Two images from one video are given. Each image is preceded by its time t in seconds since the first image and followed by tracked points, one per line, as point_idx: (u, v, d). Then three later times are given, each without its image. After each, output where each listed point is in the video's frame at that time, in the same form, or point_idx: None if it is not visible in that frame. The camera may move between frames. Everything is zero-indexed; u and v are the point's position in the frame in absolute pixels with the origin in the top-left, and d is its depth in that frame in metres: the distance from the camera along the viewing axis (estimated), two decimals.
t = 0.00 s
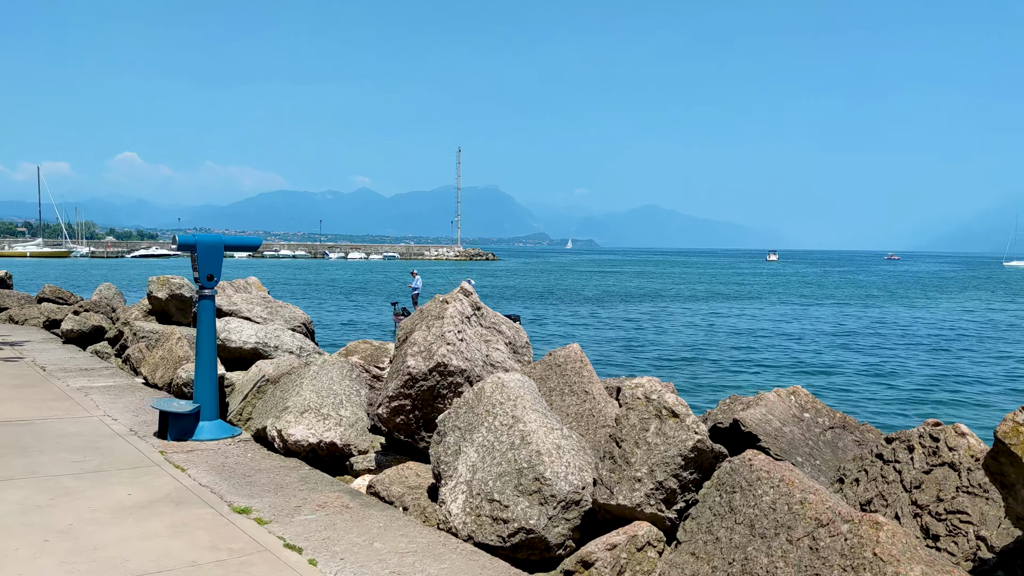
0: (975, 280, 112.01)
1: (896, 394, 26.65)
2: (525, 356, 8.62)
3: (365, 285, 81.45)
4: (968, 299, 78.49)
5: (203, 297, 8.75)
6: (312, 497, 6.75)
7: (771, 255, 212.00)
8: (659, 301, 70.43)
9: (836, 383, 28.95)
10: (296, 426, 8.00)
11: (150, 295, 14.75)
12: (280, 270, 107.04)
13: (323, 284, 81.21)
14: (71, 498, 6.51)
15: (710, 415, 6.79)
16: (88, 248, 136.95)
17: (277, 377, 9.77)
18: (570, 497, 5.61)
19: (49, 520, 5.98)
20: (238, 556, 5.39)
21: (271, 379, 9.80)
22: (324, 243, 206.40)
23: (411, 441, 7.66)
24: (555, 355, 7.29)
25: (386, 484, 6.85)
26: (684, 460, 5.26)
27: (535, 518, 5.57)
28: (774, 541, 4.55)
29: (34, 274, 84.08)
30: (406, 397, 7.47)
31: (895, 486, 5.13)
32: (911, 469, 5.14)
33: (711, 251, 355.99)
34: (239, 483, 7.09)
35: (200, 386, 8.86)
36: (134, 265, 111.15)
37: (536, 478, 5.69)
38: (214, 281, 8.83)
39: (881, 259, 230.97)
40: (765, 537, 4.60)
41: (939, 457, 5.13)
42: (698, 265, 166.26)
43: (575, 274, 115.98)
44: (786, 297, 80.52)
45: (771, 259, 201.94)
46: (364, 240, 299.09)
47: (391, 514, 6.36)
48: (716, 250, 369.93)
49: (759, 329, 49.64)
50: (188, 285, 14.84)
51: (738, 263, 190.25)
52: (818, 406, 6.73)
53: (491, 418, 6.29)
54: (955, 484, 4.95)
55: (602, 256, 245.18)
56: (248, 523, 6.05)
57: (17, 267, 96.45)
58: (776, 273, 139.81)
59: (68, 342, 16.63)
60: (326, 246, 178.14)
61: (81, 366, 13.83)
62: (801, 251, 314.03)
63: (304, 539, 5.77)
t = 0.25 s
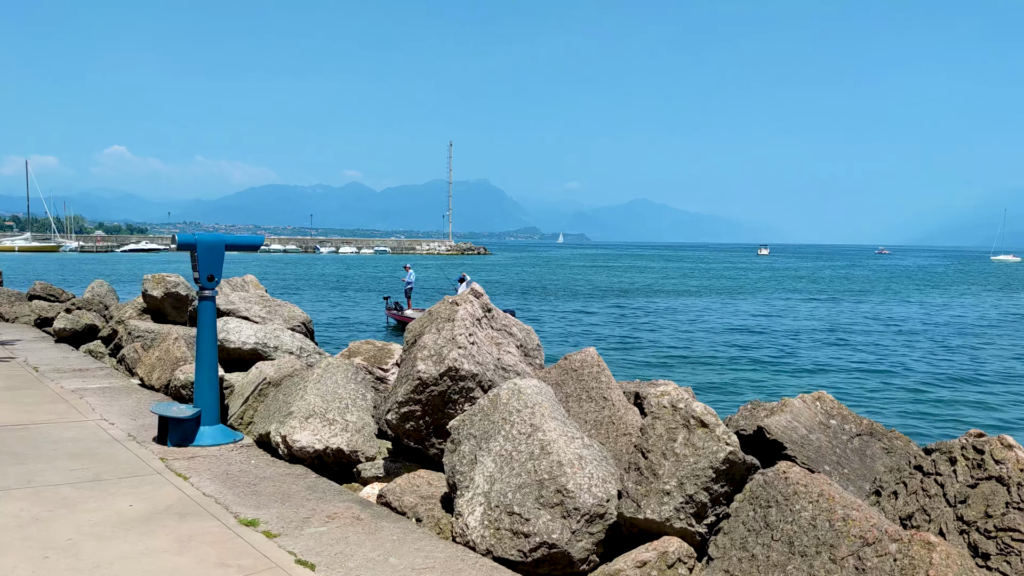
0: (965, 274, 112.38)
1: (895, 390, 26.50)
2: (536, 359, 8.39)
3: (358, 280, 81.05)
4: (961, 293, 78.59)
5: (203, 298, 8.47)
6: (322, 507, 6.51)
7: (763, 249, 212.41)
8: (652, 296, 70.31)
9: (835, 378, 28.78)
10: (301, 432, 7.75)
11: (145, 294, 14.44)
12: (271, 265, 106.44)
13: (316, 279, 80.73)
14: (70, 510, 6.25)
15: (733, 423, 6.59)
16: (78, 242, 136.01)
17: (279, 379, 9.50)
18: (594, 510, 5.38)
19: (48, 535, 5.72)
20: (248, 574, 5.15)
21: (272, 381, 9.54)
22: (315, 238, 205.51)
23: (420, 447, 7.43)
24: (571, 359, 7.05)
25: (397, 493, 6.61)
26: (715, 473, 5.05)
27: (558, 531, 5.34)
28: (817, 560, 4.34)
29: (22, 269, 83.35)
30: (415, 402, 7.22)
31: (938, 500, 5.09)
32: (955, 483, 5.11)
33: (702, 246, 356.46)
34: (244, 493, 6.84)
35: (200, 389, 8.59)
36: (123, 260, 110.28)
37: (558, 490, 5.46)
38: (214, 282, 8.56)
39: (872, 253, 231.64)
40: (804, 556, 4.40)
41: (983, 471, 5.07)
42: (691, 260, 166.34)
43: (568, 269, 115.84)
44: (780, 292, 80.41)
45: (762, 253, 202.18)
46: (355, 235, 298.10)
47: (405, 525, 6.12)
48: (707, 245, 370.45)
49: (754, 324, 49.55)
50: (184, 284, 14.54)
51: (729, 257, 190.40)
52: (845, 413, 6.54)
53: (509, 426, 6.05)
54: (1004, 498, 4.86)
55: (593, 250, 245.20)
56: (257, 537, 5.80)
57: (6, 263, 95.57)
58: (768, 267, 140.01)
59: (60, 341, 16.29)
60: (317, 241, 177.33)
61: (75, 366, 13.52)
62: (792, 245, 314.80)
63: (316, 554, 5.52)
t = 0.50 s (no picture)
0: (958, 269, 112.72)
1: (896, 386, 26.39)
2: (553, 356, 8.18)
3: (352, 275, 80.68)
4: (954, 288, 78.73)
5: (210, 295, 8.25)
6: (338, 510, 6.30)
7: (755, 245, 212.63)
8: (648, 292, 70.20)
9: (835, 375, 28.65)
10: (313, 431, 7.53)
11: (144, 289, 14.18)
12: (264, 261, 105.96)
13: (309, 275, 80.32)
14: (78, 514, 6.02)
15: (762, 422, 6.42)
16: (68, 238, 135.14)
17: (287, 377, 9.28)
18: (626, 513, 5.19)
19: (57, 540, 5.50)
20: None
21: (280, 380, 9.31)
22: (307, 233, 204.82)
23: (437, 447, 7.22)
24: (593, 356, 6.84)
25: (416, 494, 6.40)
26: (756, 475, 4.87)
27: (589, 535, 5.15)
28: (868, 567, 4.18)
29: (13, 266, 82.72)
30: (432, 401, 7.01)
31: (989, 502, 5.00)
32: (1006, 485, 5.01)
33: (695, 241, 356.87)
34: (257, 494, 6.63)
35: (207, 387, 8.36)
36: (115, 256, 109.53)
37: (589, 492, 5.26)
38: (221, 277, 8.34)
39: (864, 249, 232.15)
40: (854, 562, 4.23)
41: None
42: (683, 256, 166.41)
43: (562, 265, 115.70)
44: (774, 287, 80.31)
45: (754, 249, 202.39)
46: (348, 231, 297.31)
47: (427, 529, 5.92)
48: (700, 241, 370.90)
49: (751, 319, 49.47)
50: (184, 279, 14.28)
51: (722, 253, 190.49)
52: (877, 412, 6.37)
53: (534, 426, 5.85)
54: None
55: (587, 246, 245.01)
56: (274, 541, 5.59)
57: None
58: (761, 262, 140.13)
59: (56, 338, 16.02)
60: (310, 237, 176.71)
61: (73, 364, 13.26)
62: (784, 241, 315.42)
63: (337, 560, 5.31)
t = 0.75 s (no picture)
0: (954, 267, 112.71)
1: (899, 386, 26.25)
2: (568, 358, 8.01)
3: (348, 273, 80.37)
4: (951, 286, 78.67)
5: (216, 295, 8.07)
6: (354, 518, 6.13)
7: (751, 242, 212.72)
8: (645, 290, 70.03)
9: (837, 374, 28.49)
10: (324, 435, 7.35)
11: (145, 288, 13.97)
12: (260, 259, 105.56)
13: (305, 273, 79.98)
14: (85, 523, 5.84)
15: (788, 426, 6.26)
16: (62, 236, 134.45)
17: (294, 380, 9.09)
18: (656, 523, 5.03)
19: (65, 551, 5.32)
20: None
21: (287, 382, 9.12)
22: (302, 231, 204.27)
23: (451, 452, 7.05)
24: (613, 358, 6.67)
25: (433, 501, 6.24)
26: (792, 483, 4.71)
27: (618, 546, 4.98)
28: None
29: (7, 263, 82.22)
30: (448, 405, 6.84)
31: None
32: None
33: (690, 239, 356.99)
34: (269, 502, 6.45)
35: (213, 390, 8.17)
36: (109, 254, 108.91)
37: (616, 501, 5.11)
38: (228, 277, 8.15)
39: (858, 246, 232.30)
40: None
41: None
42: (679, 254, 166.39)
43: (558, 262, 115.45)
44: (771, 285, 80.18)
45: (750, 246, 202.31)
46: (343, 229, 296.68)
47: (446, 538, 5.74)
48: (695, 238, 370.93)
49: (750, 317, 49.34)
50: (185, 278, 14.07)
51: (718, 251, 190.46)
52: (906, 416, 6.22)
53: (557, 432, 5.69)
54: None
55: (582, 243, 244.80)
56: (289, 552, 5.42)
57: None
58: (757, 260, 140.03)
59: (55, 338, 15.80)
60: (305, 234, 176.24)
61: (73, 364, 13.06)
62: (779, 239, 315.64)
63: (356, 571, 5.13)
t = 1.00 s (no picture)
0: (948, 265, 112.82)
1: (902, 385, 26.09)
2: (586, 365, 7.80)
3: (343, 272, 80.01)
4: (947, 284, 78.59)
5: (224, 299, 7.84)
6: (373, 531, 5.92)
7: (745, 241, 212.74)
8: (642, 288, 69.84)
9: (839, 373, 28.33)
10: (336, 443, 7.14)
11: (145, 290, 13.71)
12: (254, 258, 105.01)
13: (300, 271, 79.57)
14: (93, 537, 5.61)
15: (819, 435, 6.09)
16: (54, 234, 133.59)
17: (302, 385, 8.87)
18: (693, 539, 4.83)
19: (74, 569, 5.10)
20: None
21: (295, 388, 8.89)
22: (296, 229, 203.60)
23: (469, 461, 6.84)
24: (636, 365, 6.48)
25: (453, 514, 6.04)
26: (837, 498, 4.53)
27: (652, 563, 4.78)
28: None
29: None
30: (466, 412, 6.63)
31: None
32: None
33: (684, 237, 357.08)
34: (283, 514, 6.22)
35: (221, 396, 7.94)
36: (101, 252, 108.23)
37: (650, 516, 4.91)
38: (236, 281, 7.93)
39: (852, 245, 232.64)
40: None
41: None
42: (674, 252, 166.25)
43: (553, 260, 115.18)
44: (767, 283, 80.05)
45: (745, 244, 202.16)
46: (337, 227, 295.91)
47: (468, 553, 5.53)
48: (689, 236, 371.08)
49: (747, 315, 49.19)
50: (186, 279, 13.81)
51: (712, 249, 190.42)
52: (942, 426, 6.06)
53: (584, 443, 5.48)
54: None
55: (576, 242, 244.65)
56: (308, 569, 5.19)
57: None
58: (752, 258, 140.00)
59: (52, 339, 15.53)
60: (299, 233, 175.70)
61: (71, 367, 12.80)
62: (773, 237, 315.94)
63: None
